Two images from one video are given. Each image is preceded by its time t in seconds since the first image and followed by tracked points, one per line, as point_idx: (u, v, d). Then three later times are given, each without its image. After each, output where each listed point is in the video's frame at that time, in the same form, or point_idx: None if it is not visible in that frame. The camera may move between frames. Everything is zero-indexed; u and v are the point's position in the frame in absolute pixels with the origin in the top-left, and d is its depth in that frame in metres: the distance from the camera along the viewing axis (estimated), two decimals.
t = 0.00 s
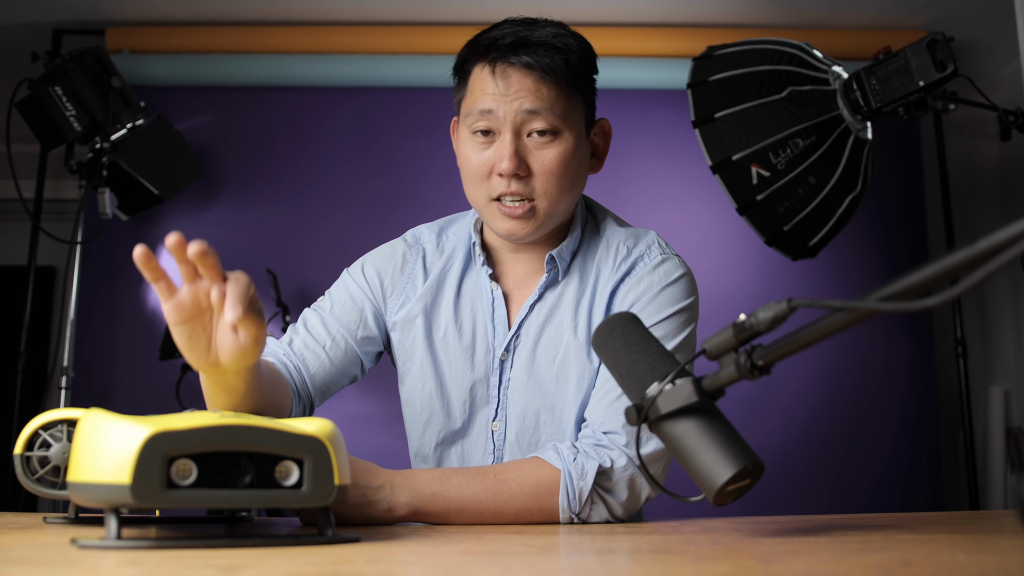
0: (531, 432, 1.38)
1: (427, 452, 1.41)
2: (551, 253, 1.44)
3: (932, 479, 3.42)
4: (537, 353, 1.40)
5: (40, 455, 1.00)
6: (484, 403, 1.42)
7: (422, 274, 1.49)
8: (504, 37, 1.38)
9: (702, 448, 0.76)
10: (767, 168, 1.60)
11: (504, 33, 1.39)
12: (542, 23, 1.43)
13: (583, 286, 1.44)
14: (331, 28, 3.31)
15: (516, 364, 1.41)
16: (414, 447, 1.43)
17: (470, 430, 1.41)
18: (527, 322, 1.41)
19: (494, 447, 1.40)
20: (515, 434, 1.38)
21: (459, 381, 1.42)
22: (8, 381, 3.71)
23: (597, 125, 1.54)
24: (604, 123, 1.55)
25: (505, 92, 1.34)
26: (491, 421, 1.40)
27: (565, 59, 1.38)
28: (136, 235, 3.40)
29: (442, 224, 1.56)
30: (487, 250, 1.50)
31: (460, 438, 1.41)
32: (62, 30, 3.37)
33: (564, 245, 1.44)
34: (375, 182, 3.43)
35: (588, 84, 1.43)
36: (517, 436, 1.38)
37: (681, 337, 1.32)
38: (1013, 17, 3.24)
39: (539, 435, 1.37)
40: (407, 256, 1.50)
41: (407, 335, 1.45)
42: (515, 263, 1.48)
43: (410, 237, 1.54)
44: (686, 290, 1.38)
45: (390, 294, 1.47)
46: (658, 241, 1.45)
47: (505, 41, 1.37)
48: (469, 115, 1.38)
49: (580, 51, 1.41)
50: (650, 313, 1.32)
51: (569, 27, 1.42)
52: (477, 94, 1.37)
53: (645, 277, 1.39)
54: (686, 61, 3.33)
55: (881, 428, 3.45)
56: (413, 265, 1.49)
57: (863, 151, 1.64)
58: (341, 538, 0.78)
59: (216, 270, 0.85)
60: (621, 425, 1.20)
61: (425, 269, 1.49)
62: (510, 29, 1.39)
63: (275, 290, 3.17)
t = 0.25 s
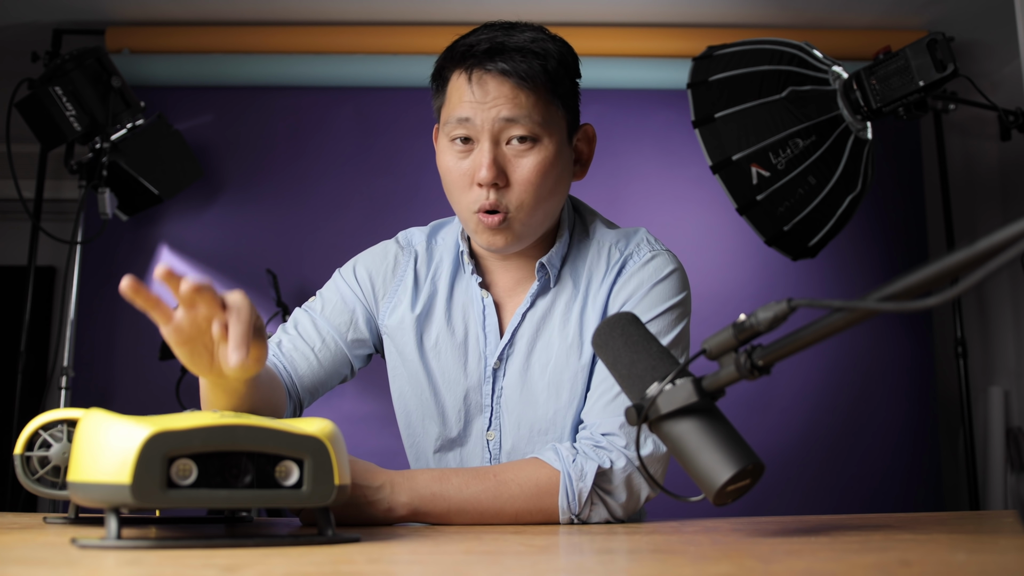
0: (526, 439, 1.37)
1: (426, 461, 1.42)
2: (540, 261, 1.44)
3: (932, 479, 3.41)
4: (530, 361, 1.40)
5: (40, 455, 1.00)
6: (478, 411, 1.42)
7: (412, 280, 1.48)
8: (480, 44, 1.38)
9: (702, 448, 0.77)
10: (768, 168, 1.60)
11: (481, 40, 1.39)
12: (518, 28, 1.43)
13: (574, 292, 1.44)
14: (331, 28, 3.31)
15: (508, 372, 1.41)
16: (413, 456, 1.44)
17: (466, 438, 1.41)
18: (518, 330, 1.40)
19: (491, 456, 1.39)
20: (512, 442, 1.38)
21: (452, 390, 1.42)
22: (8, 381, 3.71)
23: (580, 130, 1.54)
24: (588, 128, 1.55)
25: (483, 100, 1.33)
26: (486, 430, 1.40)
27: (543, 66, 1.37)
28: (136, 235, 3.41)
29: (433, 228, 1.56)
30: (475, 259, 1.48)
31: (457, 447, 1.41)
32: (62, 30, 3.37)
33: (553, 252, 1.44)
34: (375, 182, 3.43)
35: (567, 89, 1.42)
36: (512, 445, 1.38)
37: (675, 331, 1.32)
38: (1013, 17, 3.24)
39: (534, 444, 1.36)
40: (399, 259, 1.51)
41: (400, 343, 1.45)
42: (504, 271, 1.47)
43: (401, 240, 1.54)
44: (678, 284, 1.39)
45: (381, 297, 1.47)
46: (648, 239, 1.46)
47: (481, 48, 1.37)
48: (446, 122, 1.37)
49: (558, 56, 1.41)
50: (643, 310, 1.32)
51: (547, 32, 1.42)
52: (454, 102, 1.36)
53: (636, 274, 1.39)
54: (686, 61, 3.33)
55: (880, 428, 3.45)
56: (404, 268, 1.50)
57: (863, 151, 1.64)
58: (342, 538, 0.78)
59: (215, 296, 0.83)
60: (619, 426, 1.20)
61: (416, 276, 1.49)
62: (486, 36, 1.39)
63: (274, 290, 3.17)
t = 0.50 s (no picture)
0: (523, 441, 1.37)
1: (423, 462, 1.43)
2: (536, 262, 1.44)
3: (932, 479, 3.41)
4: (526, 363, 1.40)
5: (40, 455, 1.00)
6: (473, 412, 1.42)
7: (409, 281, 1.48)
8: (467, 45, 1.38)
9: (701, 448, 0.77)
10: (767, 168, 1.60)
11: (468, 41, 1.39)
12: (506, 29, 1.42)
13: (569, 294, 1.43)
14: (331, 28, 3.31)
15: (503, 374, 1.40)
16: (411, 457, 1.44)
17: (460, 440, 1.41)
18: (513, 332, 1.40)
19: (487, 457, 1.39)
20: (509, 443, 1.38)
21: (447, 391, 1.42)
22: (8, 381, 3.71)
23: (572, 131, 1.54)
24: (581, 129, 1.55)
25: (469, 101, 1.33)
26: (482, 432, 1.40)
27: (530, 66, 1.37)
28: (136, 235, 3.41)
29: (429, 227, 1.56)
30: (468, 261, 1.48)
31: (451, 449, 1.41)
32: (62, 30, 3.37)
33: (549, 253, 1.44)
34: (375, 182, 3.43)
35: (556, 89, 1.42)
36: (509, 446, 1.38)
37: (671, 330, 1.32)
38: (1013, 17, 3.24)
39: (531, 445, 1.37)
40: (396, 257, 1.51)
41: (396, 344, 1.45)
42: (499, 273, 1.47)
43: (399, 239, 1.54)
44: (674, 283, 1.38)
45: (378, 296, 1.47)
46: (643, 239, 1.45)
47: (468, 50, 1.37)
48: (436, 124, 1.37)
49: (546, 57, 1.41)
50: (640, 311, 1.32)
51: (535, 33, 1.42)
52: (442, 104, 1.36)
53: (631, 274, 1.39)
54: (686, 61, 3.33)
55: (880, 428, 3.45)
56: (401, 267, 1.49)
57: (863, 151, 1.64)
58: (342, 538, 0.78)
59: (208, 303, 0.83)
60: (619, 427, 1.20)
61: (413, 276, 1.49)
62: (473, 37, 1.39)
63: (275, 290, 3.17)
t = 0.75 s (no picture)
0: (523, 439, 1.37)
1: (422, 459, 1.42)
2: (531, 257, 1.44)
3: (932, 479, 3.41)
4: (525, 361, 1.40)
5: (40, 455, 1.00)
6: (473, 410, 1.41)
7: (409, 279, 1.48)
8: (475, 34, 1.40)
9: (701, 449, 0.76)
10: (767, 168, 1.60)
11: (476, 31, 1.42)
12: (516, 24, 1.46)
13: (569, 293, 1.43)
14: (331, 28, 3.31)
15: (504, 370, 1.41)
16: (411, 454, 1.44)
17: (460, 437, 1.41)
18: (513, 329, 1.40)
19: (488, 455, 1.39)
20: (508, 441, 1.38)
21: (447, 389, 1.41)
22: (8, 381, 3.71)
23: (575, 129, 1.54)
24: (583, 126, 1.55)
25: (473, 86, 1.34)
26: (482, 429, 1.39)
27: (535, 56, 1.39)
28: (136, 234, 3.41)
29: (429, 227, 1.56)
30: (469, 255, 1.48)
31: (451, 446, 1.40)
32: (62, 31, 3.37)
33: (545, 249, 1.44)
34: (375, 182, 3.43)
35: (560, 83, 1.43)
36: (509, 444, 1.37)
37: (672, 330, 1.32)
38: (1013, 17, 3.25)
39: (531, 443, 1.36)
40: (396, 256, 1.51)
41: (397, 341, 1.44)
42: (500, 270, 1.47)
43: (399, 239, 1.55)
44: (674, 284, 1.39)
45: (379, 295, 1.47)
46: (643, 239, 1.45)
47: (475, 37, 1.40)
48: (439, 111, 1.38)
49: (552, 49, 1.42)
50: (640, 311, 1.32)
51: (542, 28, 1.44)
52: (448, 89, 1.38)
53: (632, 273, 1.39)
54: (686, 61, 3.33)
55: (880, 428, 3.45)
56: (402, 266, 1.50)
57: (863, 151, 1.64)
58: (342, 539, 0.78)
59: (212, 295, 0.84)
60: (619, 426, 1.20)
61: (413, 274, 1.49)
62: (483, 28, 1.42)
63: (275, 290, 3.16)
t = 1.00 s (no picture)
0: (520, 438, 1.37)
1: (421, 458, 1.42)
2: (534, 258, 1.45)
3: (932, 479, 3.41)
4: (525, 361, 1.40)
5: (40, 455, 1.00)
6: (471, 409, 1.41)
7: (411, 279, 1.48)
8: (491, 32, 1.41)
9: (701, 449, 0.77)
10: (767, 168, 1.60)
11: (493, 29, 1.42)
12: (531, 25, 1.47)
13: (569, 293, 1.43)
14: (330, 28, 3.31)
15: (503, 371, 1.40)
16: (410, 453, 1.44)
17: (459, 436, 1.40)
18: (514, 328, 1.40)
19: (485, 454, 1.39)
20: (506, 440, 1.37)
21: (445, 387, 1.41)
22: (8, 381, 3.71)
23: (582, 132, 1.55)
24: (590, 132, 1.55)
25: (487, 84, 1.36)
26: (481, 428, 1.39)
27: (551, 59, 1.40)
28: (136, 234, 3.40)
29: (433, 227, 1.57)
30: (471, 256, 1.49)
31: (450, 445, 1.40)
32: (62, 31, 3.37)
33: (548, 249, 1.44)
34: (375, 182, 3.43)
35: (572, 85, 1.45)
36: (507, 443, 1.37)
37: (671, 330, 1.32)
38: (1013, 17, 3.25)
39: (529, 442, 1.36)
40: (400, 256, 1.51)
41: (398, 341, 1.44)
42: (502, 270, 1.48)
43: (402, 239, 1.55)
44: (675, 285, 1.39)
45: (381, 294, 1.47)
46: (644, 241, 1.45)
47: (492, 35, 1.41)
48: (451, 107, 1.39)
49: (567, 52, 1.44)
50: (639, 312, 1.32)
51: (559, 31, 1.45)
52: (460, 85, 1.39)
53: (633, 275, 1.39)
54: (686, 61, 3.33)
55: (880, 428, 3.45)
56: (405, 266, 1.50)
57: (863, 151, 1.64)
58: (342, 538, 0.78)
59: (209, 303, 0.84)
60: (619, 426, 1.20)
61: (415, 274, 1.49)
62: (499, 27, 1.43)
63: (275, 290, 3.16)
